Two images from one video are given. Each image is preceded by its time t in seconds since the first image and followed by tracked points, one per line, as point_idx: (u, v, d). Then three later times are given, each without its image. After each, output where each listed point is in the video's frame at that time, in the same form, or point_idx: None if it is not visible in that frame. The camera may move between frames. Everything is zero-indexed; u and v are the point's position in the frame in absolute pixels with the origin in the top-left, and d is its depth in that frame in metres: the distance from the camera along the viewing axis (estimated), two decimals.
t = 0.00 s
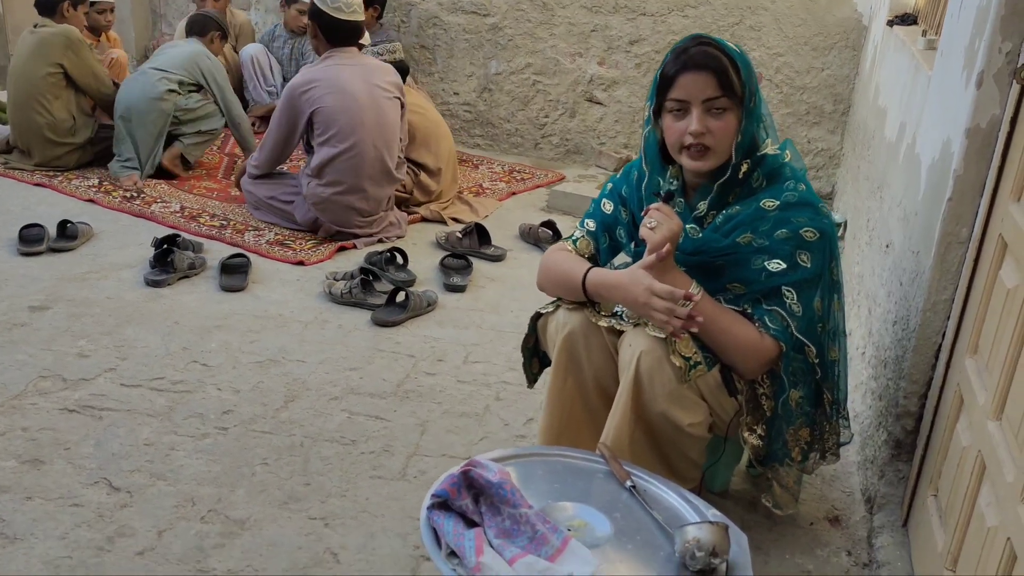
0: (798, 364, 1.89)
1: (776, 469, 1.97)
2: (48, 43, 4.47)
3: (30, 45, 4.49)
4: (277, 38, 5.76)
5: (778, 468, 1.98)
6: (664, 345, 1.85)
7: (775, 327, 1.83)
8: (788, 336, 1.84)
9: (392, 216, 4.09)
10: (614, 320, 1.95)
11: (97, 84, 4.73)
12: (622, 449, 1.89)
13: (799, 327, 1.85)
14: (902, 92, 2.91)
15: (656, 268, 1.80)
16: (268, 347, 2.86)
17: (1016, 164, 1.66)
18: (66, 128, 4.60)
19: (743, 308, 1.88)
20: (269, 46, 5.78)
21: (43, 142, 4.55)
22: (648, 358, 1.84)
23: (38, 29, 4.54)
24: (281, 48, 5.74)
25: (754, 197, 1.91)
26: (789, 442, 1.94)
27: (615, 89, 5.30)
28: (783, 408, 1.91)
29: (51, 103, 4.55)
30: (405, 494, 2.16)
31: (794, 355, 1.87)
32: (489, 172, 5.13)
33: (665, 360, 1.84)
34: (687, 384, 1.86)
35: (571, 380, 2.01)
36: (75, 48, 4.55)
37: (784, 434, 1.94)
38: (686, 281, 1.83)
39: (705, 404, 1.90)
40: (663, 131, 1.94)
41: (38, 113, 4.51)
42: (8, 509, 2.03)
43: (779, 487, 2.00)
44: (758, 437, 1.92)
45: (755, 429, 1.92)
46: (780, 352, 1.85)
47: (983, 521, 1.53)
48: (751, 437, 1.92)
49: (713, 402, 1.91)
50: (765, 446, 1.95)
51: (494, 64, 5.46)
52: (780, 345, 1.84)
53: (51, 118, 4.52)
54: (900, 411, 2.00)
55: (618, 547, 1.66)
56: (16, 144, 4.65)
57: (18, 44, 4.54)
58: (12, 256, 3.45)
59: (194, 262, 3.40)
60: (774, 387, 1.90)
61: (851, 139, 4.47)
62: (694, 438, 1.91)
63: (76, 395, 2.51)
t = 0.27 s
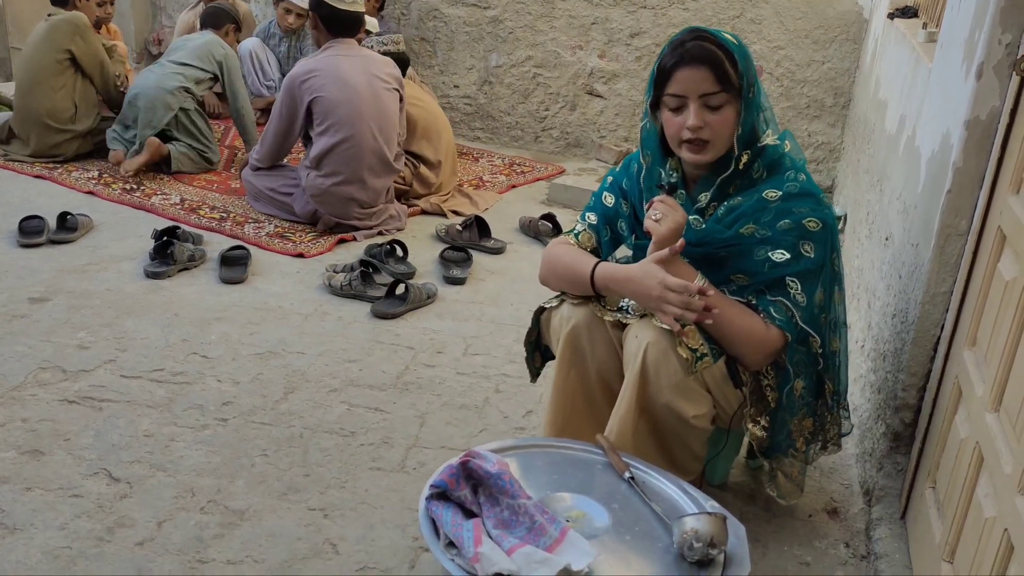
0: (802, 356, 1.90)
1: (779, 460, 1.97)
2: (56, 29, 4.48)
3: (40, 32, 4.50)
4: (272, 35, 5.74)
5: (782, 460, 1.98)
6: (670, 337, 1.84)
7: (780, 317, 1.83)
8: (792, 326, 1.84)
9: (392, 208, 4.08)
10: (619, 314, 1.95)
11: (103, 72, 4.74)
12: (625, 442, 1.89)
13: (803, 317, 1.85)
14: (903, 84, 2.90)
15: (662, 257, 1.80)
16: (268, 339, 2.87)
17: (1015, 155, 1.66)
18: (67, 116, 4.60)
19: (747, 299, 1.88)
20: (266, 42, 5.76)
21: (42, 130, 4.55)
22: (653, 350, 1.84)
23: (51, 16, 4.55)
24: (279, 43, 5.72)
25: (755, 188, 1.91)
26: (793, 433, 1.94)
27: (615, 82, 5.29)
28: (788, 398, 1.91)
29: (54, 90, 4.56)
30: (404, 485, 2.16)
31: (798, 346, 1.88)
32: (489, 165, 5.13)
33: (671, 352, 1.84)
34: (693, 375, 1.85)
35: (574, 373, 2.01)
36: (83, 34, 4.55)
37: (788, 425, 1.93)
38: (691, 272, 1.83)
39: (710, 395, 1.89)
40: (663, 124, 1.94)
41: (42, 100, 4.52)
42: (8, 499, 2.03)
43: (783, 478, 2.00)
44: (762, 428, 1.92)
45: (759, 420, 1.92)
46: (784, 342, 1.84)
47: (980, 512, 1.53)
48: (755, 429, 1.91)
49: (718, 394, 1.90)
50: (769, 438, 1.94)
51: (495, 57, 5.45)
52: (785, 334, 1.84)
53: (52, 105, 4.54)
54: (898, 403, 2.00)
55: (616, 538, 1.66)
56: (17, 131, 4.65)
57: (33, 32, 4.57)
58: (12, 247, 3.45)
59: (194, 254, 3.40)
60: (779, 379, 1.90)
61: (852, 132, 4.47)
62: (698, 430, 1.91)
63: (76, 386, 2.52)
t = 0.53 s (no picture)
0: (803, 351, 1.90)
1: (780, 455, 1.97)
2: (61, 22, 4.49)
3: (47, 26, 4.52)
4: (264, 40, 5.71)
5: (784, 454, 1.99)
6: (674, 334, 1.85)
7: (781, 312, 1.83)
8: (793, 321, 1.84)
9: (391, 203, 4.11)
10: (621, 312, 1.98)
11: (106, 67, 4.74)
12: (627, 438, 1.89)
13: (804, 311, 1.85)
14: (903, 80, 2.90)
15: (665, 254, 1.81)
16: (267, 335, 2.87)
17: (1014, 151, 1.66)
18: (69, 110, 4.59)
19: (748, 295, 1.88)
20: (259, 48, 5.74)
21: (43, 123, 4.54)
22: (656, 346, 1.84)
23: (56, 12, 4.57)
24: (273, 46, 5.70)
25: (755, 182, 1.91)
26: (794, 427, 1.94)
27: (615, 78, 5.29)
28: (790, 393, 1.91)
29: (57, 83, 4.55)
30: (403, 482, 2.17)
31: (799, 342, 1.88)
32: (489, 161, 5.13)
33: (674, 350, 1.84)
34: (694, 371, 1.86)
35: (575, 369, 2.01)
36: (88, 28, 4.56)
37: (790, 419, 1.93)
38: (690, 269, 1.83)
39: (711, 391, 1.89)
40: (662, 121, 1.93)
41: (46, 94, 4.52)
42: (8, 495, 2.04)
43: (784, 473, 2.00)
44: (763, 423, 1.92)
45: (760, 416, 1.92)
46: (786, 337, 1.84)
47: (978, 508, 1.54)
48: (756, 424, 1.92)
49: (719, 389, 1.90)
50: (771, 432, 1.95)
51: (495, 53, 5.45)
52: (786, 329, 1.84)
53: (55, 99, 4.53)
54: (898, 398, 2.00)
55: (615, 535, 1.67)
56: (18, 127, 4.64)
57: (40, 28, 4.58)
58: (12, 244, 3.45)
59: (193, 251, 3.40)
60: (780, 373, 1.90)
61: (852, 128, 4.47)
62: (699, 425, 1.91)
63: (76, 382, 2.52)
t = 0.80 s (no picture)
0: (801, 351, 1.89)
1: (778, 454, 1.97)
2: (54, 27, 4.50)
3: (38, 30, 4.52)
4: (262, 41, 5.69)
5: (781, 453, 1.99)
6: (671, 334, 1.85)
7: (778, 312, 1.83)
8: (790, 321, 1.84)
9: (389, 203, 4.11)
10: (618, 311, 1.97)
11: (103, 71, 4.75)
12: (624, 437, 1.89)
13: (801, 311, 1.85)
14: (903, 78, 2.90)
15: (662, 254, 1.82)
16: (267, 335, 2.87)
17: (1014, 150, 1.66)
18: (66, 114, 4.60)
19: (745, 294, 1.88)
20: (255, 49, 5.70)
21: (42, 127, 4.54)
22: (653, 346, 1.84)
23: (45, 15, 4.57)
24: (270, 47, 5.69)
25: (754, 182, 1.90)
26: (792, 426, 1.94)
27: (614, 77, 5.28)
28: (787, 392, 1.90)
29: (53, 87, 4.57)
30: (403, 482, 2.17)
31: (796, 341, 1.88)
32: (489, 161, 5.12)
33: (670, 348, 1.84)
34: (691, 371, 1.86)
35: (572, 368, 2.01)
36: (81, 32, 4.57)
37: (787, 419, 1.93)
38: (687, 268, 1.83)
39: (708, 390, 1.89)
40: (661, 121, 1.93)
41: (42, 98, 4.53)
42: (8, 496, 2.04)
43: (782, 471, 2.00)
44: (761, 423, 1.93)
45: (758, 415, 1.92)
46: (783, 337, 1.84)
47: (979, 507, 1.54)
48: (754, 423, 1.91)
49: (716, 389, 1.90)
50: (769, 431, 1.95)
51: (494, 52, 5.45)
52: (783, 330, 1.84)
53: (52, 103, 4.55)
54: (897, 397, 2.00)
55: (615, 534, 1.67)
56: (16, 131, 4.63)
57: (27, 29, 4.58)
58: (11, 245, 3.45)
59: (193, 251, 3.40)
60: (778, 371, 1.90)
61: (852, 127, 4.46)
62: (697, 424, 1.91)
63: (76, 383, 2.52)
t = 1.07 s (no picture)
0: (800, 348, 1.89)
1: (777, 452, 1.97)
2: (43, 30, 4.48)
3: (27, 32, 4.49)
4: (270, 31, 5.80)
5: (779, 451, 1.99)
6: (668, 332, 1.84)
7: (776, 310, 1.82)
8: (788, 319, 1.83)
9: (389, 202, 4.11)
10: (615, 308, 1.96)
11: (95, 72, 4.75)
12: (623, 436, 1.89)
13: (799, 310, 1.84)
14: (901, 75, 2.90)
15: (661, 250, 1.82)
16: (266, 334, 2.87)
17: (1012, 146, 1.65)
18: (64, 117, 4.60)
19: (743, 293, 1.88)
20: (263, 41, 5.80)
21: (44, 130, 4.55)
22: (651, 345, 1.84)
23: (32, 15, 4.53)
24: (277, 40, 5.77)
25: (753, 179, 1.90)
26: (791, 425, 1.94)
27: (613, 75, 5.28)
28: (785, 390, 1.90)
29: (48, 91, 4.57)
30: (402, 480, 2.17)
31: (795, 339, 1.87)
32: (488, 159, 5.12)
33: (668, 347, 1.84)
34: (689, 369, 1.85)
35: (570, 365, 2.01)
36: (70, 35, 4.57)
37: (786, 417, 1.93)
38: (685, 266, 1.83)
39: (707, 389, 1.89)
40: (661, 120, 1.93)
41: (38, 101, 4.52)
42: (8, 496, 2.04)
43: (780, 470, 1.99)
44: (760, 420, 1.92)
45: (757, 413, 1.92)
46: (781, 335, 1.84)
47: (978, 504, 1.53)
48: (754, 421, 1.91)
49: (715, 387, 1.89)
50: (767, 429, 1.95)
51: (493, 50, 5.45)
52: (781, 328, 1.83)
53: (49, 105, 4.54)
54: (897, 394, 2.00)
55: (615, 532, 1.67)
56: (14, 133, 4.63)
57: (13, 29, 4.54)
58: (10, 244, 3.45)
59: (192, 250, 3.40)
60: (777, 369, 1.90)
61: (851, 124, 4.46)
62: (695, 423, 1.90)
63: (75, 382, 2.52)
